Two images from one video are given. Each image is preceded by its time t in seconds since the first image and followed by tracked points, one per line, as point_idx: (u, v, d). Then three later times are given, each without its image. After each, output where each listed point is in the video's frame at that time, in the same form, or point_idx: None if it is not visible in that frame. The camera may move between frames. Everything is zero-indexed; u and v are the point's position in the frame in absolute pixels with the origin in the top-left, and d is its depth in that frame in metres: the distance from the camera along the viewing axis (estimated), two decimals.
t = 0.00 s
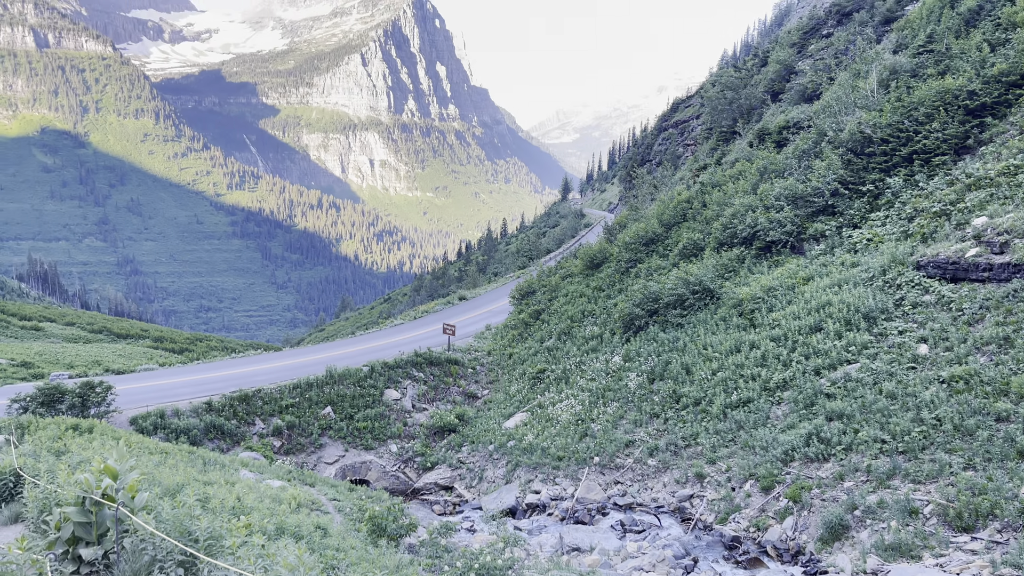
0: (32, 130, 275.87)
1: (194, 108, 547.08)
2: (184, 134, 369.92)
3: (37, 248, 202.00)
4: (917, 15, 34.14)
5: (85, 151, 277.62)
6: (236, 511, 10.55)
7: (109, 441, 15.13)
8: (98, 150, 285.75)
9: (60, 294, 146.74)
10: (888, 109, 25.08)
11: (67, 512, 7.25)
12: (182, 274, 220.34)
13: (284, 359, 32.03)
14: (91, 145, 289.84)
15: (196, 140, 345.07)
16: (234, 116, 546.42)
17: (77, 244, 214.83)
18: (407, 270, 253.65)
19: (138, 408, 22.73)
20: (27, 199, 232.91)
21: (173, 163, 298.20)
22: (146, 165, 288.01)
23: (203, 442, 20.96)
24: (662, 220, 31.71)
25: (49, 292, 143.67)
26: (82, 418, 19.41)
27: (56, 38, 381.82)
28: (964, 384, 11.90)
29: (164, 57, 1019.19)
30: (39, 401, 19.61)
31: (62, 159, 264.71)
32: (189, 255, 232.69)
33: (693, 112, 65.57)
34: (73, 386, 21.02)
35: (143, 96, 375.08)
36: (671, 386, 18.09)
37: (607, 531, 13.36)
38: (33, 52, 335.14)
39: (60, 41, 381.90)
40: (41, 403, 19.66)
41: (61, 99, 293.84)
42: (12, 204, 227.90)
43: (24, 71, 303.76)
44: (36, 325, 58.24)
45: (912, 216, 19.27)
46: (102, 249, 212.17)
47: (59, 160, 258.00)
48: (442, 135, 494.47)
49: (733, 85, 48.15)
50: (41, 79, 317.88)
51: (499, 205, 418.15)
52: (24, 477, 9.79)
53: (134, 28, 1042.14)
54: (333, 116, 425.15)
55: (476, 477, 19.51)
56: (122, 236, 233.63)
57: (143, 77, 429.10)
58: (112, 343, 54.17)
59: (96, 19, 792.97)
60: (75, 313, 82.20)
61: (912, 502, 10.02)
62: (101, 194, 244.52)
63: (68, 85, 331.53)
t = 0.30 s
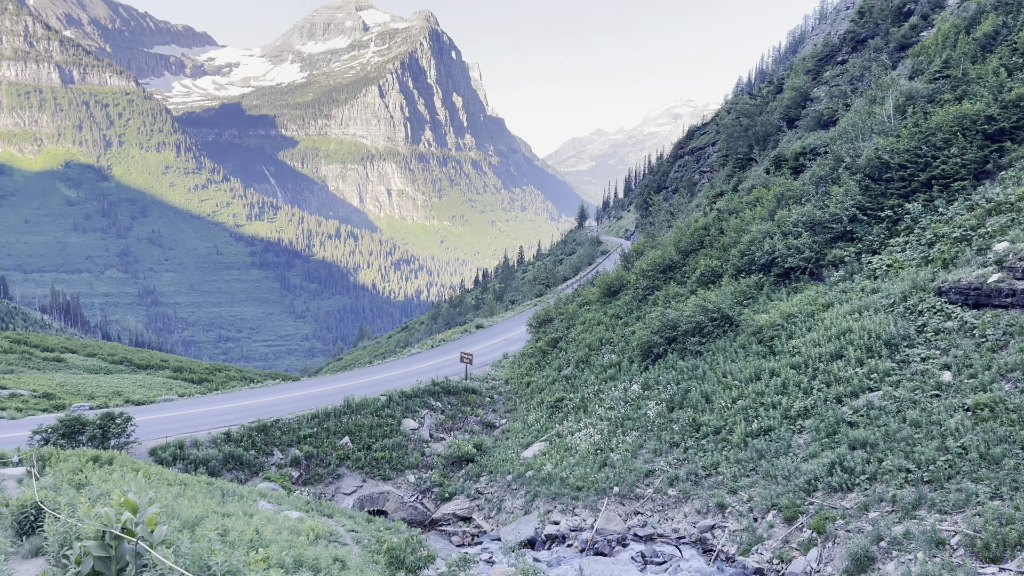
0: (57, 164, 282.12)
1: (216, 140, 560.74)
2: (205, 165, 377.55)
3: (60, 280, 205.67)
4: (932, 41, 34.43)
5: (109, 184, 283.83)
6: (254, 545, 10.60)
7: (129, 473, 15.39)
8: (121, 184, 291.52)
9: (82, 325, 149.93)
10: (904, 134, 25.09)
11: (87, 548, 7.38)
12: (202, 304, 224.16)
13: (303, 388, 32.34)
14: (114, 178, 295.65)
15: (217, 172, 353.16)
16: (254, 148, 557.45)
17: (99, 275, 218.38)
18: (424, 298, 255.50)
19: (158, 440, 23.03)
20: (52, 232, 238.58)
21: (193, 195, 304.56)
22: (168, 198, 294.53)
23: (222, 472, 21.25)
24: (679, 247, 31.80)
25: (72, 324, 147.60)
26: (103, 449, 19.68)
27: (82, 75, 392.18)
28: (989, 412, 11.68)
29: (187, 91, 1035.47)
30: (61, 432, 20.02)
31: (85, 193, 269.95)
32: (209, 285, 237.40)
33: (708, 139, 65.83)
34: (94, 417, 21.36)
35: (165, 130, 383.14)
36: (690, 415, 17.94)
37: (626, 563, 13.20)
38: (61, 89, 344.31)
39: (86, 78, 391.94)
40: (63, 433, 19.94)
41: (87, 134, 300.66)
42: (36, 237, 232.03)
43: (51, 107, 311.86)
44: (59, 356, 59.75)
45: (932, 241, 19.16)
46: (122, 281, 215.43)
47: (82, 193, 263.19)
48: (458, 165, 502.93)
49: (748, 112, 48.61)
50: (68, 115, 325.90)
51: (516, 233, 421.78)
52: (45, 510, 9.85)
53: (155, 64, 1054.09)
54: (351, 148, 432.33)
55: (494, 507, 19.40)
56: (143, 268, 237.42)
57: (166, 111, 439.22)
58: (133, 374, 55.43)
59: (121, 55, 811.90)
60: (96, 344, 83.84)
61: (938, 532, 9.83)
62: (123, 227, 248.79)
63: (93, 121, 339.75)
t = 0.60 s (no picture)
0: (76, 194, 286.46)
1: (233, 170, 571.24)
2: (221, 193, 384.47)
3: (78, 308, 208.27)
4: (944, 65, 34.58)
5: (127, 214, 289.81)
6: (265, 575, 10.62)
7: (144, 503, 15.58)
8: (138, 213, 295.42)
9: (98, 354, 151.99)
10: (918, 158, 25.07)
11: None
12: (218, 331, 226.63)
13: (317, 416, 32.50)
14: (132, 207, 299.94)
15: (232, 201, 359.25)
16: (270, 176, 567.63)
17: (116, 303, 220.91)
18: (437, 324, 256.28)
19: (173, 469, 23.24)
20: (70, 261, 243.17)
21: (209, 224, 309.80)
22: (183, 227, 299.64)
23: (236, 501, 21.32)
24: (693, 272, 31.86)
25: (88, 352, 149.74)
26: (119, 478, 19.87)
27: (102, 107, 399.79)
28: (1011, 438, 11.49)
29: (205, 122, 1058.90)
30: (77, 461, 20.27)
31: (103, 222, 273.95)
32: (225, 313, 240.22)
33: (721, 164, 66.01)
34: (110, 446, 21.65)
35: (181, 160, 390.63)
36: (706, 441, 17.78)
37: None
38: (82, 121, 351.10)
39: (106, 110, 399.88)
40: (79, 462, 20.25)
41: (106, 165, 305.79)
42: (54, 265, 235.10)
43: (72, 138, 317.67)
44: (75, 385, 60.58)
45: (949, 265, 19.04)
46: (138, 308, 217.72)
47: (101, 223, 267.11)
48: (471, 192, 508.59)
49: (760, 138, 48.88)
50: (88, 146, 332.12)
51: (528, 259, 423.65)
52: (60, 540, 9.90)
53: (172, 94, 1052.49)
54: (365, 176, 437.69)
55: (509, 536, 19.20)
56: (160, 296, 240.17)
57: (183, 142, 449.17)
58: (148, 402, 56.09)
59: (139, 87, 824.40)
60: (112, 372, 84.99)
61: (961, 560, 9.61)
62: (140, 255, 251.86)
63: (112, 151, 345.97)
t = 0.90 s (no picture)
0: (93, 221, 290.35)
1: (248, 196, 579.61)
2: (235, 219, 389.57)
3: (94, 333, 210.45)
4: (956, 87, 34.64)
5: (143, 239, 294.58)
6: None
7: (157, 529, 15.71)
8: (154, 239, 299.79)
9: (112, 379, 153.64)
10: (931, 180, 24.99)
11: None
12: (231, 356, 228.39)
13: (331, 441, 32.60)
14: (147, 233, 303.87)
15: (246, 226, 363.96)
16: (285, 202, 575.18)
17: (131, 328, 223.06)
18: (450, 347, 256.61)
19: (186, 494, 23.36)
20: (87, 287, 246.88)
21: (223, 249, 313.90)
22: (198, 251, 303.57)
23: (249, 526, 21.35)
24: (706, 294, 31.87)
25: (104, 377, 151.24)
26: (132, 503, 20.02)
27: (119, 135, 406.19)
28: None
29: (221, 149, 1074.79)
30: (90, 486, 20.49)
31: (119, 247, 277.43)
32: (238, 337, 242.26)
33: (733, 187, 66.00)
34: (123, 471, 21.84)
35: (196, 186, 396.82)
36: (722, 466, 17.62)
37: None
38: (99, 148, 356.69)
39: (123, 138, 406.07)
40: (92, 488, 20.48)
41: (123, 192, 310.04)
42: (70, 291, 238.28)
43: (90, 166, 323.38)
44: (89, 410, 61.29)
45: (965, 287, 18.91)
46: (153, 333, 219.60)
47: (117, 248, 270.42)
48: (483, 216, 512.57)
49: (771, 160, 48.96)
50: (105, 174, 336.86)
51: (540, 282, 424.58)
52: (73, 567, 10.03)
53: (187, 121, 1051.72)
54: (378, 201, 441.55)
55: (521, 563, 19.00)
56: (174, 320, 242.59)
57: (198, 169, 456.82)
58: (161, 427, 56.54)
59: (154, 115, 833.99)
60: (126, 397, 85.71)
61: None
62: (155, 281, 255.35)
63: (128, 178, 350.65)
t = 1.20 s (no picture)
0: (108, 244, 293.64)
1: (261, 218, 585.65)
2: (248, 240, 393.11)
3: (107, 355, 212.09)
4: (968, 107, 34.61)
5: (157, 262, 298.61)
6: None
7: (168, 553, 15.82)
8: (168, 261, 303.77)
9: (125, 402, 154.88)
10: (945, 200, 24.85)
11: None
12: (243, 378, 229.61)
13: (344, 463, 32.68)
14: (162, 256, 307.96)
15: (259, 248, 368.43)
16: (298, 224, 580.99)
17: (144, 350, 224.60)
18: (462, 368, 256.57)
19: (197, 518, 23.45)
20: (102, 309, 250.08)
21: (236, 271, 317.42)
22: (211, 274, 307.06)
23: (259, 550, 21.30)
24: (719, 315, 31.80)
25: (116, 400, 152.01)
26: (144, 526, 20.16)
27: (134, 158, 411.58)
28: None
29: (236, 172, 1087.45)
30: (103, 509, 20.73)
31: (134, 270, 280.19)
32: (250, 359, 243.56)
33: (745, 207, 65.91)
34: (135, 494, 22.02)
35: (210, 208, 402.52)
36: (736, 489, 17.46)
37: None
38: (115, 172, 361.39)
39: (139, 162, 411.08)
40: (105, 511, 20.75)
41: (138, 215, 313.60)
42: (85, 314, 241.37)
43: (105, 189, 329.00)
44: (103, 432, 61.88)
45: (980, 308, 18.76)
46: (166, 355, 221.26)
47: (131, 271, 273.14)
48: (494, 237, 515.56)
49: (783, 182, 48.99)
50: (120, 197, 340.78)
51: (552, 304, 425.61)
52: None
53: (201, 145, 1052.07)
54: (390, 223, 444.09)
55: None
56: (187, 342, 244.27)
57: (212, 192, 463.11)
58: (174, 449, 56.95)
59: (169, 140, 842.18)
60: (140, 420, 86.40)
61: None
62: (169, 303, 258.18)
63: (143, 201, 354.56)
